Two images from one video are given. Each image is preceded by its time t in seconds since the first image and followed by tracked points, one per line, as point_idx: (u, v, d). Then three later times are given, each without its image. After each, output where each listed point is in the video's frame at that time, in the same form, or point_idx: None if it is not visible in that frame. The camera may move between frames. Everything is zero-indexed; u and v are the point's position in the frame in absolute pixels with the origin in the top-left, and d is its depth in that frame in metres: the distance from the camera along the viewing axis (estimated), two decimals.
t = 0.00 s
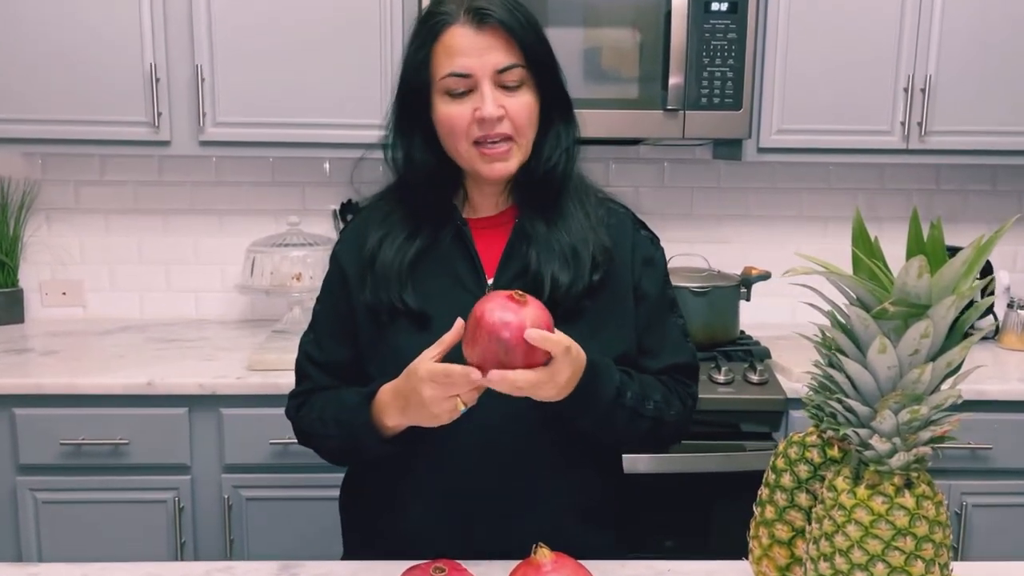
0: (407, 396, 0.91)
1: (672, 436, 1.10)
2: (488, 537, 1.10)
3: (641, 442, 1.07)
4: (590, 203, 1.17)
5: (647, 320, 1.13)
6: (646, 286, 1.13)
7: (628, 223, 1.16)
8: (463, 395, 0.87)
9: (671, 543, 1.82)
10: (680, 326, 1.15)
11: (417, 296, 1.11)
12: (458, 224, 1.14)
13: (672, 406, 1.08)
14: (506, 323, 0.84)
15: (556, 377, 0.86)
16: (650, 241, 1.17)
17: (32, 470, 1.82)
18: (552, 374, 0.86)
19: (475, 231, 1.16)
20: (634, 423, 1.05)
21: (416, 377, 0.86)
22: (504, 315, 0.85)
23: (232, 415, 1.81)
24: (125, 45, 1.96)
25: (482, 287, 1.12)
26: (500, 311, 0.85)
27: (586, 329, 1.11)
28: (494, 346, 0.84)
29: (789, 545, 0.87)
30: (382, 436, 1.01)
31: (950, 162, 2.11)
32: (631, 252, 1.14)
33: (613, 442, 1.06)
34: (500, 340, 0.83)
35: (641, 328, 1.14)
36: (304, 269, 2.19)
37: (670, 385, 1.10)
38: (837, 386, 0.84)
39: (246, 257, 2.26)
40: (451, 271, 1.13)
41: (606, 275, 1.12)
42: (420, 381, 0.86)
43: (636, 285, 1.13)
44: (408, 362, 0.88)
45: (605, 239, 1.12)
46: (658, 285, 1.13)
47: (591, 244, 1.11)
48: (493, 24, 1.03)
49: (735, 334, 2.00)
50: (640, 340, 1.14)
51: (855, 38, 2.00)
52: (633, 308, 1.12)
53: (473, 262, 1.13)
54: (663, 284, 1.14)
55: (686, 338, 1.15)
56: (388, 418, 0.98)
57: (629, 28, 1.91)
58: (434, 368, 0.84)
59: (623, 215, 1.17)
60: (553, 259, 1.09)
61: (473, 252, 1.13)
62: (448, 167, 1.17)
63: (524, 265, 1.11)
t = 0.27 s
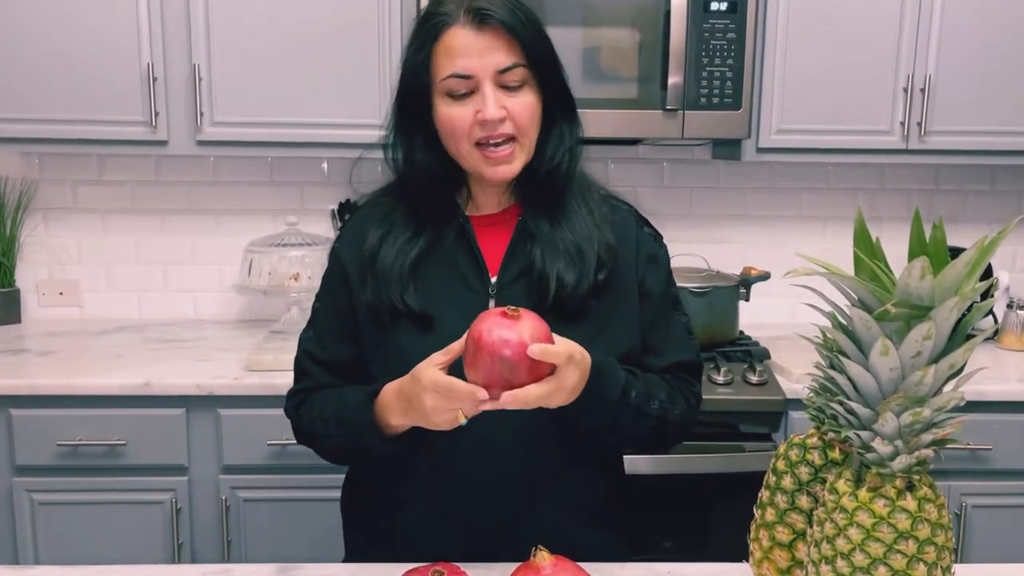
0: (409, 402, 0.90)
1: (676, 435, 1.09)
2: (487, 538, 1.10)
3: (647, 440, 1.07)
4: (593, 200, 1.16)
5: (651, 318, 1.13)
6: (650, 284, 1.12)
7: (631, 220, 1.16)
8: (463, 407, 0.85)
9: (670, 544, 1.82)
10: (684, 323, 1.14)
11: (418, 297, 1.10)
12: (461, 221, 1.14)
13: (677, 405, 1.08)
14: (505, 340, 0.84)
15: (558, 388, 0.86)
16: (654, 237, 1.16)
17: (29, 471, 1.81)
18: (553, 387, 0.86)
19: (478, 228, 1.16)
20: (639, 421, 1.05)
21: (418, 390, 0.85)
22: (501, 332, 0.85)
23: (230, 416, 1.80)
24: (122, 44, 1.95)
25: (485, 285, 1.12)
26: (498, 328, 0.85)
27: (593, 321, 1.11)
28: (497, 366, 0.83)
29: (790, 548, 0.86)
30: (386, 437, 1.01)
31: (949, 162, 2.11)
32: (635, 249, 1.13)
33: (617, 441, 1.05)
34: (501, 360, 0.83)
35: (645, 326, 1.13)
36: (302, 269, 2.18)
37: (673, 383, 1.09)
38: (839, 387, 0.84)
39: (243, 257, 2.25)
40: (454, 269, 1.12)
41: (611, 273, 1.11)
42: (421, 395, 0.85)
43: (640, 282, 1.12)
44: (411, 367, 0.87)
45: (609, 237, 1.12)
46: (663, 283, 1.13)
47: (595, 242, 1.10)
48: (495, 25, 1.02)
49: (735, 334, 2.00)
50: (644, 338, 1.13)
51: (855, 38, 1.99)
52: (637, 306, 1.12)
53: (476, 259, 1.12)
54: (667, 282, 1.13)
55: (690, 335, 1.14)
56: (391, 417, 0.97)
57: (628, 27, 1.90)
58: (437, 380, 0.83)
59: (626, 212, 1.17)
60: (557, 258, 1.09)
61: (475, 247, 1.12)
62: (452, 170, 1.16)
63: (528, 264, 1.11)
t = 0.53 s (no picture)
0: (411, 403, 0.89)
1: (678, 436, 1.08)
2: (485, 541, 1.08)
3: (648, 442, 1.06)
4: (595, 200, 1.15)
5: (653, 319, 1.11)
6: (652, 285, 1.11)
7: (633, 220, 1.15)
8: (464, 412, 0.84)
9: (669, 545, 1.81)
10: (686, 324, 1.13)
11: (418, 297, 1.09)
12: (461, 221, 1.13)
13: (679, 407, 1.07)
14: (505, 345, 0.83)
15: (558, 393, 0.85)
16: (656, 238, 1.15)
17: (23, 473, 1.80)
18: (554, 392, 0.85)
19: (477, 227, 1.15)
20: (640, 425, 1.04)
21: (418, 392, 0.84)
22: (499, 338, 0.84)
23: (226, 417, 1.79)
24: (117, 42, 1.94)
25: (486, 286, 1.11)
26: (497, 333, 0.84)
27: (595, 320, 1.10)
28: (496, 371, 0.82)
29: (792, 551, 0.85)
30: (386, 438, 1.00)
31: (949, 162, 2.10)
32: (637, 249, 1.12)
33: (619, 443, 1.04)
34: (501, 364, 0.82)
35: (648, 326, 1.12)
36: (299, 269, 2.17)
37: (676, 385, 1.08)
38: (842, 390, 0.83)
39: (240, 256, 2.24)
40: (454, 270, 1.11)
41: (613, 274, 1.10)
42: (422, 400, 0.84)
43: (642, 283, 1.11)
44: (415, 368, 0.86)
45: (611, 237, 1.11)
46: (665, 284, 1.12)
47: (597, 242, 1.09)
48: (496, 23, 1.01)
49: (734, 335, 1.99)
50: (646, 339, 1.12)
51: (855, 37, 1.99)
52: (639, 306, 1.10)
53: (476, 259, 1.11)
54: (669, 283, 1.12)
55: (692, 337, 1.13)
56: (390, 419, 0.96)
57: (626, 26, 1.89)
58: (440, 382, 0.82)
59: (628, 211, 1.16)
60: (558, 259, 1.08)
61: (475, 246, 1.11)
62: (449, 164, 1.16)
63: (529, 264, 1.10)
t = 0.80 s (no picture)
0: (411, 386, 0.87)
1: (682, 441, 1.07)
2: (483, 545, 1.07)
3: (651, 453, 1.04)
4: (596, 201, 1.14)
5: (656, 322, 1.10)
6: (654, 287, 1.10)
7: (634, 221, 1.14)
8: (472, 380, 0.84)
9: (668, 547, 1.79)
10: (688, 327, 1.12)
11: (418, 296, 1.07)
12: (459, 221, 1.11)
13: (682, 415, 1.05)
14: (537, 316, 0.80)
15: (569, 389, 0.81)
16: (658, 239, 1.14)
17: (17, 475, 1.78)
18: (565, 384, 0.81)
19: (475, 228, 1.13)
20: (644, 435, 1.02)
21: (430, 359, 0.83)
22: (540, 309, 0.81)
23: (222, 419, 1.77)
24: (113, 41, 1.92)
25: (485, 287, 1.09)
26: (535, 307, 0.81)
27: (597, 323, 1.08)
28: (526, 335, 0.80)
29: (794, 555, 0.84)
30: (380, 436, 0.99)
31: (949, 162, 2.09)
32: (638, 251, 1.11)
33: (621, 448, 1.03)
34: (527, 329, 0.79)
35: (651, 328, 1.10)
36: (296, 269, 2.15)
37: (678, 392, 1.07)
38: (846, 392, 0.82)
39: (236, 257, 2.23)
40: (453, 270, 1.10)
41: (614, 276, 1.09)
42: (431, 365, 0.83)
43: (643, 284, 1.10)
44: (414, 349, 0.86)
45: (612, 238, 1.10)
46: (667, 286, 1.11)
47: (597, 244, 1.08)
48: (495, 18, 1.00)
49: (734, 335, 1.98)
50: (649, 342, 1.11)
51: (855, 37, 1.98)
52: (641, 309, 1.09)
53: (474, 260, 1.10)
54: (671, 284, 1.11)
55: (695, 340, 1.12)
56: (387, 415, 0.95)
57: (625, 25, 1.88)
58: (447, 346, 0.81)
59: (629, 212, 1.15)
60: (558, 260, 1.07)
61: (474, 247, 1.09)
62: (446, 164, 1.15)
63: (528, 265, 1.09)
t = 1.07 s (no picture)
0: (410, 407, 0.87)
1: (682, 442, 1.06)
2: (481, 549, 1.06)
3: (652, 448, 1.03)
4: (595, 203, 1.13)
5: (655, 324, 1.09)
6: (654, 289, 1.09)
7: (633, 223, 1.13)
8: (471, 400, 0.84)
9: (668, 549, 1.79)
10: (687, 330, 1.11)
11: (416, 299, 1.06)
12: (457, 222, 1.10)
13: (685, 409, 1.05)
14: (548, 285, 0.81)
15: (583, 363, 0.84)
16: (657, 241, 1.13)
17: (13, 477, 1.77)
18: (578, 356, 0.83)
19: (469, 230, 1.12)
20: (649, 426, 1.01)
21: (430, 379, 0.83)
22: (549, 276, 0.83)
23: (219, 421, 1.76)
24: (109, 40, 1.91)
25: (482, 289, 1.07)
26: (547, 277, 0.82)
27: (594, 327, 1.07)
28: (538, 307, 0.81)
29: (797, 560, 0.83)
30: (376, 446, 0.98)
31: (949, 162, 2.08)
32: (638, 253, 1.10)
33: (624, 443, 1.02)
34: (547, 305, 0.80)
35: (650, 332, 1.10)
36: (294, 270, 2.14)
37: (680, 389, 1.06)
38: (848, 395, 0.82)
39: (234, 258, 2.22)
40: (449, 271, 1.08)
41: (613, 281, 1.08)
42: (432, 386, 0.83)
43: (642, 286, 1.09)
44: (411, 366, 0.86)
45: (611, 240, 1.09)
46: (667, 288, 1.10)
47: (597, 245, 1.07)
48: (497, 13, 0.99)
49: (734, 336, 1.98)
50: (649, 344, 1.10)
51: (855, 37, 1.97)
52: (640, 310, 1.08)
53: (471, 261, 1.08)
54: (671, 286, 1.10)
55: (693, 342, 1.11)
56: (383, 428, 0.94)
57: (624, 25, 1.87)
58: (446, 366, 0.82)
59: (627, 214, 1.14)
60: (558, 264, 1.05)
61: (472, 251, 1.08)
62: (444, 165, 1.14)
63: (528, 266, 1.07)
